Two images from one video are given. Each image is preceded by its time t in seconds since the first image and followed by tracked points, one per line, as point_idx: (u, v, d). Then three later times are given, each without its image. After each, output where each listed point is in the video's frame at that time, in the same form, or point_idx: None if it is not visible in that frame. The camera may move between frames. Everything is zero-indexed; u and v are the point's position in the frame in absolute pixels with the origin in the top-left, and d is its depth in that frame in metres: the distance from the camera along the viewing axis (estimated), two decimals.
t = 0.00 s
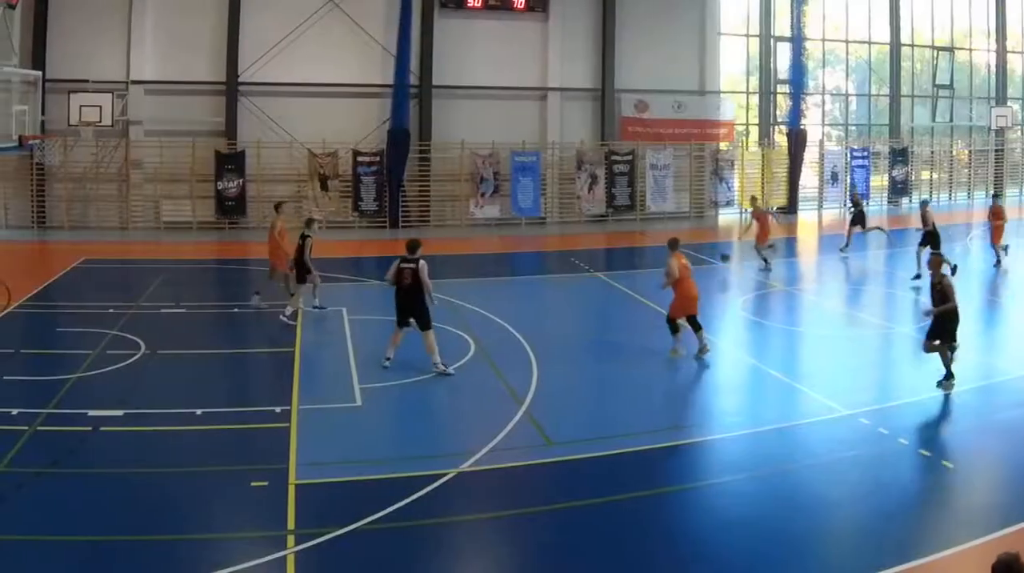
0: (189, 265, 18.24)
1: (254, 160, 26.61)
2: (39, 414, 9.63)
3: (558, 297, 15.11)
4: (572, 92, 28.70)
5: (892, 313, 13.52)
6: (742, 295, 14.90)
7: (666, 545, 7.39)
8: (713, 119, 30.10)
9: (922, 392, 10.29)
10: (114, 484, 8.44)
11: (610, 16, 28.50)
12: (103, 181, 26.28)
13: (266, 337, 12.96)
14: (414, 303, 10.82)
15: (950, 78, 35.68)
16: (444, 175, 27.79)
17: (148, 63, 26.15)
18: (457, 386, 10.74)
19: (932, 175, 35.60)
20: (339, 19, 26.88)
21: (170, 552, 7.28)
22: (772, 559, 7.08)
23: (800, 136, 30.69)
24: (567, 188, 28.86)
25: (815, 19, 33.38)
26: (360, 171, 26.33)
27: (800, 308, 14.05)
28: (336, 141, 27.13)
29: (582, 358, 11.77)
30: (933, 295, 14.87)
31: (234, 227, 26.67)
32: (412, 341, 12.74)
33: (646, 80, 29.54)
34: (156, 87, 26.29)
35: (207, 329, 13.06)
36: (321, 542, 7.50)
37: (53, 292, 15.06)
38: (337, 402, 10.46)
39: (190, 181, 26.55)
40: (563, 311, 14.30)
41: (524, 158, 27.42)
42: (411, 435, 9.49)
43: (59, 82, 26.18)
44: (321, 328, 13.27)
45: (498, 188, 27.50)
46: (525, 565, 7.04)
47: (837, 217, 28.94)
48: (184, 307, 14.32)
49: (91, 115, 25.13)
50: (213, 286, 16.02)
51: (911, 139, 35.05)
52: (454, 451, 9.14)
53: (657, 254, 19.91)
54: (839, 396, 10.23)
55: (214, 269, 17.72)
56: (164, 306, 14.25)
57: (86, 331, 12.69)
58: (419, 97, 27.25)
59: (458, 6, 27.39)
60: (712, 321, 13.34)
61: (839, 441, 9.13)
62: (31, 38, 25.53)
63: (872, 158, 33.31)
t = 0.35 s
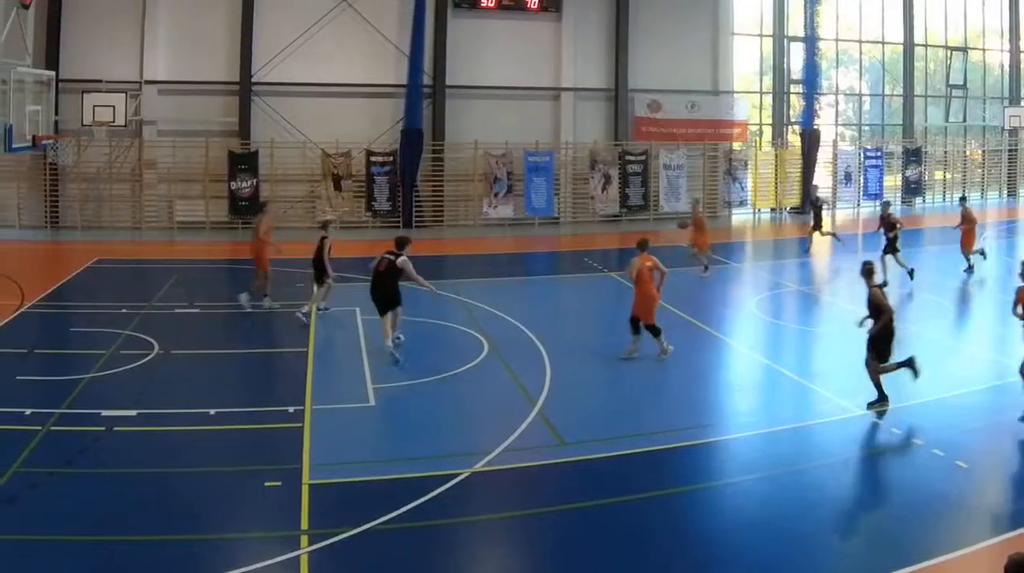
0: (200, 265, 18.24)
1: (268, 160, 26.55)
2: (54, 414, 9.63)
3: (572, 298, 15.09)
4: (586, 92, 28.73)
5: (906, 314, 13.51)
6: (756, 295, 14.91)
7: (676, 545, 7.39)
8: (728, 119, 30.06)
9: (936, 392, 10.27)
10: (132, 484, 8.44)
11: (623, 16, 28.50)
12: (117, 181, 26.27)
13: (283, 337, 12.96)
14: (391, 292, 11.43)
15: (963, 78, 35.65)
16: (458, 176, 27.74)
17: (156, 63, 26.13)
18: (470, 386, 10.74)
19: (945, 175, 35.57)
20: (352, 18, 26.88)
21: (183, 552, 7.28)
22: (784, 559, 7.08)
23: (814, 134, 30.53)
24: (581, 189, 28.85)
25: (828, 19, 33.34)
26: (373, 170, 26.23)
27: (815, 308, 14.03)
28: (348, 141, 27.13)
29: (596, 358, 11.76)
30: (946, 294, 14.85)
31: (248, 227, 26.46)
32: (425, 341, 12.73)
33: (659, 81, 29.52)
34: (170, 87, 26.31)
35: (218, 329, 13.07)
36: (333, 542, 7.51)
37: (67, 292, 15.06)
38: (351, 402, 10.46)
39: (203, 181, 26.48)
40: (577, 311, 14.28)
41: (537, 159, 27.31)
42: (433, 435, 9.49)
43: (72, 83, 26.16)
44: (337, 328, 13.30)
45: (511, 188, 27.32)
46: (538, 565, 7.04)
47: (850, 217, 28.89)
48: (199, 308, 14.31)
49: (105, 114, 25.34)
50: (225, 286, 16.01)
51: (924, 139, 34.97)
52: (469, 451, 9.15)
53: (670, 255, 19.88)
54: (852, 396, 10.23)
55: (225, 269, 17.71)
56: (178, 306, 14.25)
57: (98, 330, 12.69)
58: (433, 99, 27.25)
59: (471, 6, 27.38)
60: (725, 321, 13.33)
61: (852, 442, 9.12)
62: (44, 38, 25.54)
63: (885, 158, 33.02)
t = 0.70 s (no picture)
0: (211, 265, 18.23)
1: (281, 159, 26.55)
2: (66, 414, 9.64)
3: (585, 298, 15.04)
4: (599, 92, 28.70)
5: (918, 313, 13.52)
6: (769, 296, 14.90)
7: (689, 546, 7.38)
8: (741, 119, 29.97)
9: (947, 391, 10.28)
10: (147, 484, 8.44)
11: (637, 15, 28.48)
12: (130, 181, 26.32)
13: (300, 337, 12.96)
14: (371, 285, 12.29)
15: (977, 78, 35.64)
16: (471, 176, 27.77)
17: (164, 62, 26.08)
18: (482, 386, 10.72)
19: (959, 175, 35.59)
20: (366, 18, 26.85)
21: (196, 552, 7.28)
22: (797, 559, 7.08)
23: (827, 135, 30.75)
24: (594, 189, 28.81)
25: (842, 19, 33.32)
26: (387, 170, 26.29)
27: (827, 308, 14.02)
28: (362, 141, 27.10)
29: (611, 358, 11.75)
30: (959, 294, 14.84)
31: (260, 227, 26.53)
32: (437, 341, 12.74)
33: (673, 81, 29.48)
34: (183, 87, 26.25)
35: (230, 328, 13.06)
36: (346, 541, 7.51)
37: (79, 292, 15.06)
38: (364, 401, 10.47)
39: (217, 181, 26.51)
40: (589, 312, 14.26)
41: (550, 159, 27.25)
42: (453, 435, 9.50)
43: (85, 82, 26.14)
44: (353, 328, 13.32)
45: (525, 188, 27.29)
46: (552, 565, 7.04)
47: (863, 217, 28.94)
48: (215, 308, 14.32)
49: (117, 115, 25.39)
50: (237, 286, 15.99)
51: (937, 139, 34.95)
52: (482, 451, 9.15)
53: (683, 254, 19.83)
54: (864, 397, 10.23)
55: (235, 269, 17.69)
56: (193, 306, 14.26)
57: (111, 330, 12.69)
58: (447, 100, 27.23)
59: (485, 6, 27.38)
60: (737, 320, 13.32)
61: (864, 442, 9.12)
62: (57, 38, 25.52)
63: (898, 157, 33.14)
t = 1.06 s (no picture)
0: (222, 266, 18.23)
1: (294, 159, 26.57)
2: (80, 414, 9.64)
3: (600, 295, 14.98)
4: (612, 92, 28.73)
5: (931, 314, 13.50)
6: (783, 295, 14.90)
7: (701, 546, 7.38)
8: (754, 119, 29.81)
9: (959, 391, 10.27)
10: (163, 484, 8.45)
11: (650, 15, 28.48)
12: (144, 181, 26.37)
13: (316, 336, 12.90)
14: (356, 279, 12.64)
15: (990, 78, 35.62)
16: (485, 175, 27.73)
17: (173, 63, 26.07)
18: (495, 385, 10.71)
19: (972, 175, 35.62)
20: (382, 19, 26.84)
21: (211, 552, 7.28)
22: (809, 559, 7.09)
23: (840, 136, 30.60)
24: (608, 189, 28.77)
25: (855, 19, 33.21)
26: (402, 170, 26.40)
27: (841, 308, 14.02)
28: (376, 141, 27.08)
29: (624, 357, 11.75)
30: (973, 295, 14.81)
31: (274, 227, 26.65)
32: (450, 341, 12.75)
33: (687, 81, 29.46)
34: (197, 87, 26.25)
35: (241, 328, 13.06)
36: (359, 541, 7.51)
37: (93, 291, 15.08)
38: (378, 401, 10.47)
39: (231, 180, 26.50)
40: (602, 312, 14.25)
41: (564, 158, 27.22)
42: (472, 435, 9.50)
43: (98, 83, 26.17)
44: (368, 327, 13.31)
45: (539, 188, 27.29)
46: (565, 565, 7.04)
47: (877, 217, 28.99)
48: (228, 308, 14.32)
49: (131, 115, 25.46)
50: (250, 286, 15.98)
51: (951, 139, 34.94)
52: (497, 451, 9.14)
53: (697, 254, 19.81)
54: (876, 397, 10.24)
55: (246, 269, 17.69)
56: (207, 305, 14.24)
57: (125, 329, 12.68)
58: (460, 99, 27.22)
59: (498, 7, 27.39)
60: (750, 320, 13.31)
61: (878, 442, 9.12)
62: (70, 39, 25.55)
63: (912, 158, 32.87)
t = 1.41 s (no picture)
0: (234, 266, 18.25)
1: (308, 160, 26.56)
2: (94, 414, 9.64)
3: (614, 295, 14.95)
4: (626, 92, 28.72)
5: (945, 314, 13.49)
6: (796, 295, 14.89)
7: (714, 545, 7.38)
8: (768, 119, 29.92)
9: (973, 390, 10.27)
10: (177, 484, 8.45)
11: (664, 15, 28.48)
12: (158, 181, 26.35)
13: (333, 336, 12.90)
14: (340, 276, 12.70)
15: (1004, 78, 35.64)
16: (498, 175, 27.73)
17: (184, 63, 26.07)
18: (510, 386, 10.71)
19: (985, 175, 35.62)
20: (396, 18, 26.82)
21: (225, 552, 7.29)
22: (823, 559, 7.09)
23: (855, 136, 30.72)
24: (621, 188, 28.77)
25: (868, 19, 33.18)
26: (414, 171, 26.37)
27: (855, 308, 14.01)
28: (389, 141, 27.04)
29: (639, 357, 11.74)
30: (987, 295, 14.81)
31: (287, 227, 26.64)
32: (464, 341, 12.75)
33: (701, 81, 29.43)
34: (210, 87, 26.23)
35: (253, 328, 13.06)
36: (373, 541, 7.51)
37: (107, 291, 15.08)
38: (392, 401, 10.48)
39: (244, 181, 26.50)
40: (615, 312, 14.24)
41: (577, 158, 27.30)
42: (488, 435, 9.51)
43: (111, 82, 26.18)
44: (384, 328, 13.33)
45: (553, 188, 27.34)
46: (580, 565, 7.04)
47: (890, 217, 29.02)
48: (240, 307, 14.33)
49: (145, 115, 25.44)
50: (262, 286, 15.99)
51: (964, 139, 34.93)
52: (512, 451, 9.15)
53: (711, 255, 19.79)
54: (890, 397, 10.24)
55: (258, 269, 17.70)
56: (219, 305, 14.23)
57: (138, 329, 12.69)
58: (473, 100, 27.21)
59: (511, 6, 27.37)
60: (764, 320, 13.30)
61: (893, 442, 9.11)
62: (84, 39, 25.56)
63: (925, 158, 33.18)
